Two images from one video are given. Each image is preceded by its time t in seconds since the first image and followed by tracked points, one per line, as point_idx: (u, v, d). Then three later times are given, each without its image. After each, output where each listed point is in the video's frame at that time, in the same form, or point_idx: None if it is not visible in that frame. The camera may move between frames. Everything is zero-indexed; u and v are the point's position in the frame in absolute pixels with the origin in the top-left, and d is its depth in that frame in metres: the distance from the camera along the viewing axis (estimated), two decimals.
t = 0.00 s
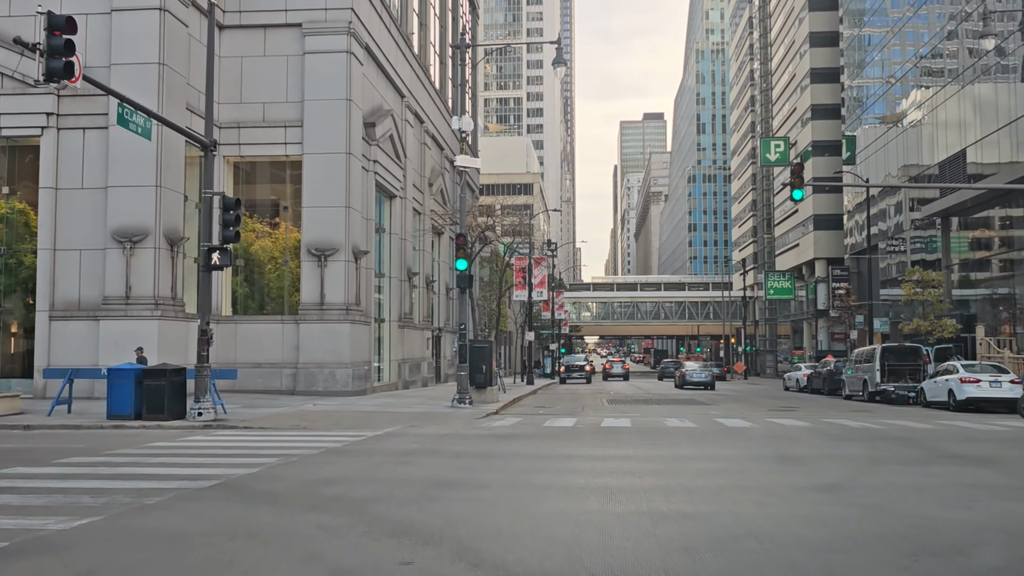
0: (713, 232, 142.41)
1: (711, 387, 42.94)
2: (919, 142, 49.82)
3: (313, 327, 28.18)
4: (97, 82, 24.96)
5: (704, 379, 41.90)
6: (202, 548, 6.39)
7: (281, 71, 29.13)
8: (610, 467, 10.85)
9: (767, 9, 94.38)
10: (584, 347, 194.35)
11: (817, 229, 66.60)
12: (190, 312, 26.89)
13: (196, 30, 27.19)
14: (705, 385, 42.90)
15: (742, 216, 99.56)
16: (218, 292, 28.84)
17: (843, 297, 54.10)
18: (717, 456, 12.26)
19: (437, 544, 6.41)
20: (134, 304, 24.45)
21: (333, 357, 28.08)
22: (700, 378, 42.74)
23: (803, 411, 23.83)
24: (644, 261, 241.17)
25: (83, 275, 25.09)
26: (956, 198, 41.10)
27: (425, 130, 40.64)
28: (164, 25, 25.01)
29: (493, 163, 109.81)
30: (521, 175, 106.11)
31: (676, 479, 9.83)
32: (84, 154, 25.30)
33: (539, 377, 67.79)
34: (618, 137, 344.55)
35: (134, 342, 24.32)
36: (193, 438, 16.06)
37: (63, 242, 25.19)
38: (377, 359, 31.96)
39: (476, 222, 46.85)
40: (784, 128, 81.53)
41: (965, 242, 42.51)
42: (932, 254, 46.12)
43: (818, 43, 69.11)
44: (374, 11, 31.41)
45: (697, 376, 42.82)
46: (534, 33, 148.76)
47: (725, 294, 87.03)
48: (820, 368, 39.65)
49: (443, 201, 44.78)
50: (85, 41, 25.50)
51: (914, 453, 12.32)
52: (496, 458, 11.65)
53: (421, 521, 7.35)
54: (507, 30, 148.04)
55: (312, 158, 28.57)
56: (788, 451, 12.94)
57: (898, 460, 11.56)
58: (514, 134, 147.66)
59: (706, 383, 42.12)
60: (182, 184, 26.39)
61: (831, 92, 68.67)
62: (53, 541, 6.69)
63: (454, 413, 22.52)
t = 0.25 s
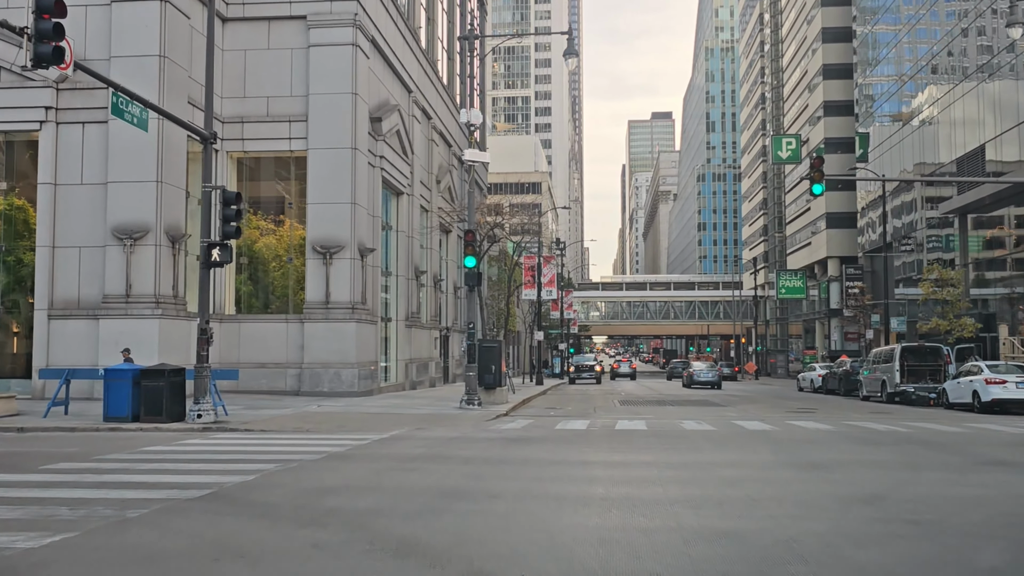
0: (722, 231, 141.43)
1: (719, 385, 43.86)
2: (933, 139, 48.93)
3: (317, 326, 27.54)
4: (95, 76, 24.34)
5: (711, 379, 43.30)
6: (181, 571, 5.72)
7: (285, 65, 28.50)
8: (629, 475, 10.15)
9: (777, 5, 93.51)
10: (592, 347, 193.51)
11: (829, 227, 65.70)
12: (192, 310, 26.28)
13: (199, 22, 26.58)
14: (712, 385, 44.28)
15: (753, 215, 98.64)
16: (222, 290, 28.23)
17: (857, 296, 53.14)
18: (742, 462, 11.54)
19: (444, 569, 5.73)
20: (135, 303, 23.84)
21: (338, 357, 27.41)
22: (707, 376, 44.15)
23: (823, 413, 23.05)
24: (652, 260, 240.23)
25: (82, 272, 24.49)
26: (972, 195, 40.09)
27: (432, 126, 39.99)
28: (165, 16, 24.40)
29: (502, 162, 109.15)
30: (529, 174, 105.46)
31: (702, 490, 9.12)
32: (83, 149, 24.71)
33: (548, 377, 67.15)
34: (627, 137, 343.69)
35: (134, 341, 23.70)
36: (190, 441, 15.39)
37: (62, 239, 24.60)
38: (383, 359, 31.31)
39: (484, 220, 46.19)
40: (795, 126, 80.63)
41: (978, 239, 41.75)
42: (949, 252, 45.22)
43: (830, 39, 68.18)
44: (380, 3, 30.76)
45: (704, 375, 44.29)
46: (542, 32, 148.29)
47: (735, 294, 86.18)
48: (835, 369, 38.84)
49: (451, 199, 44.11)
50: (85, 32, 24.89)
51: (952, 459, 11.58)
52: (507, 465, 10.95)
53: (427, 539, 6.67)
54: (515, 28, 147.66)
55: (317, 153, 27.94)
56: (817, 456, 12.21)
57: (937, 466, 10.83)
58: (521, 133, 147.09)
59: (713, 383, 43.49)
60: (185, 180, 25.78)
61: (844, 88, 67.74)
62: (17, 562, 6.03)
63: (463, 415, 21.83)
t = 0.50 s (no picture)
0: (730, 230, 140.64)
1: (725, 385, 45.77)
2: (944, 137, 48.28)
3: (321, 325, 27.02)
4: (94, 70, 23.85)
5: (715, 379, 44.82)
6: None
7: (289, 60, 27.99)
8: (647, 482, 9.61)
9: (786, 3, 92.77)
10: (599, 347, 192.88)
11: (839, 226, 64.98)
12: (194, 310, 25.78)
13: (201, 16, 26.10)
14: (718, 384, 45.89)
15: (761, 214, 97.91)
16: (224, 289, 27.73)
17: (868, 295, 52.46)
18: (766, 468, 10.98)
19: None
20: (135, 302, 23.35)
21: (343, 357, 26.89)
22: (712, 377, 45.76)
23: (840, 415, 22.42)
24: (659, 260, 239.50)
25: (81, 270, 24.00)
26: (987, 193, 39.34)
27: (438, 123, 39.46)
28: (166, 9, 23.90)
29: (509, 162, 108.60)
30: (536, 173, 104.93)
31: (728, 500, 8.57)
32: (83, 145, 24.24)
33: (556, 377, 66.60)
34: (633, 136, 342.82)
35: (134, 341, 23.20)
36: (188, 444, 14.87)
37: (61, 236, 24.13)
38: (389, 359, 30.79)
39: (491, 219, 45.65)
40: (804, 124, 79.89)
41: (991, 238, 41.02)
42: (962, 251, 44.49)
43: (840, 36, 67.46)
44: None
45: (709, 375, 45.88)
46: (549, 31, 147.79)
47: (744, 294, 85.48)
48: (848, 369, 38.20)
49: (457, 197, 43.52)
50: (83, 26, 24.40)
51: (986, 464, 11.01)
52: (517, 471, 10.40)
53: (434, 558, 6.12)
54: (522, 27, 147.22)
55: (322, 150, 27.41)
56: (843, 462, 11.64)
57: (973, 474, 10.24)
58: (528, 132, 146.56)
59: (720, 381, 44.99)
60: (186, 176, 25.28)
61: (855, 86, 66.99)
62: None
63: (469, 416, 21.29)
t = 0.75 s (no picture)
0: (739, 230, 139.79)
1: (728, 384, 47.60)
2: (956, 135, 47.49)
3: (326, 325, 26.49)
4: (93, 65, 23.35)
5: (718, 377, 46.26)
6: None
7: (293, 54, 27.48)
8: (669, 491, 9.03)
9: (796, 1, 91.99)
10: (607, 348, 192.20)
11: (850, 225, 64.23)
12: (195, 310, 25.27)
13: (203, 10, 25.59)
14: (723, 382, 47.30)
15: (771, 213, 97.14)
16: (228, 288, 27.23)
17: (883, 294, 51.69)
18: (794, 475, 10.38)
19: None
20: (135, 301, 22.85)
21: (348, 357, 26.36)
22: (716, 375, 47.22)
23: (859, 417, 21.73)
24: (667, 259, 238.70)
25: (81, 269, 23.53)
26: (1005, 190, 38.57)
27: (445, 120, 38.92)
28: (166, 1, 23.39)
29: (516, 161, 108.01)
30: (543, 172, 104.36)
31: (758, 512, 7.97)
32: (83, 141, 23.76)
33: (563, 378, 66.03)
34: (641, 136, 342.02)
35: (134, 341, 22.69)
36: (185, 448, 14.33)
37: (60, 234, 23.65)
38: (395, 359, 30.25)
39: (499, 217, 45.08)
40: (814, 122, 79.10)
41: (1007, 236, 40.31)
42: (978, 250, 43.76)
43: (851, 32, 66.69)
44: None
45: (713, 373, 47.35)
46: (556, 30, 147.20)
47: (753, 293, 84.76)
48: (862, 370, 37.50)
49: (464, 195, 42.94)
50: (83, 19, 23.91)
51: None
52: (529, 478, 9.81)
53: None
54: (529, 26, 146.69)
55: (326, 146, 26.90)
56: (872, 469, 11.04)
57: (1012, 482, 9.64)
58: (535, 131, 146.01)
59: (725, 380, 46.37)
60: (188, 172, 24.75)
61: (866, 83, 66.21)
62: None
63: (476, 418, 20.71)
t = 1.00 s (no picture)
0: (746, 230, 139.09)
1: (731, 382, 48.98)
2: (966, 133, 46.89)
3: (330, 325, 26.07)
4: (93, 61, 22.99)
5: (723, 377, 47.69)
6: None
7: (297, 50, 27.07)
8: (688, 498, 8.58)
9: None
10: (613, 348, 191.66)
11: (859, 224, 63.63)
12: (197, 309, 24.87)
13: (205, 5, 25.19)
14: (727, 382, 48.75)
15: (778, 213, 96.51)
16: (230, 288, 26.85)
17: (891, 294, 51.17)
18: (816, 481, 9.93)
19: None
20: (136, 301, 22.46)
21: (353, 357, 25.93)
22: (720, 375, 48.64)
23: (873, 419, 21.24)
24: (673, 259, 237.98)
25: (81, 268, 23.14)
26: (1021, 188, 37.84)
27: (451, 117, 38.48)
28: None
29: (522, 160, 107.57)
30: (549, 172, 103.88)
31: (783, 522, 7.54)
32: (83, 138, 23.38)
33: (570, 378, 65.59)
34: (646, 136, 341.27)
35: (134, 341, 22.28)
36: (183, 451, 13.90)
37: (59, 232, 23.27)
38: (400, 359, 29.82)
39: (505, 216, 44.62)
40: (823, 121, 78.50)
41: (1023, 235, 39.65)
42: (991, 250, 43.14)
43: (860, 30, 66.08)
44: None
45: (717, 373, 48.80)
46: (562, 29, 146.76)
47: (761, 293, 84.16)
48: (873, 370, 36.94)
49: (470, 194, 42.50)
50: (83, 14, 23.52)
51: None
52: (539, 484, 9.38)
53: None
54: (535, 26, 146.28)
55: (330, 143, 26.49)
56: (898, 475, 10.59)
57: None
58: (541, 131, 145.53)
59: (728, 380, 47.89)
60: (189, 169, 24.36)
61: (875, 81, 65.59)
62: None
63: (483, 419, 20.25)
